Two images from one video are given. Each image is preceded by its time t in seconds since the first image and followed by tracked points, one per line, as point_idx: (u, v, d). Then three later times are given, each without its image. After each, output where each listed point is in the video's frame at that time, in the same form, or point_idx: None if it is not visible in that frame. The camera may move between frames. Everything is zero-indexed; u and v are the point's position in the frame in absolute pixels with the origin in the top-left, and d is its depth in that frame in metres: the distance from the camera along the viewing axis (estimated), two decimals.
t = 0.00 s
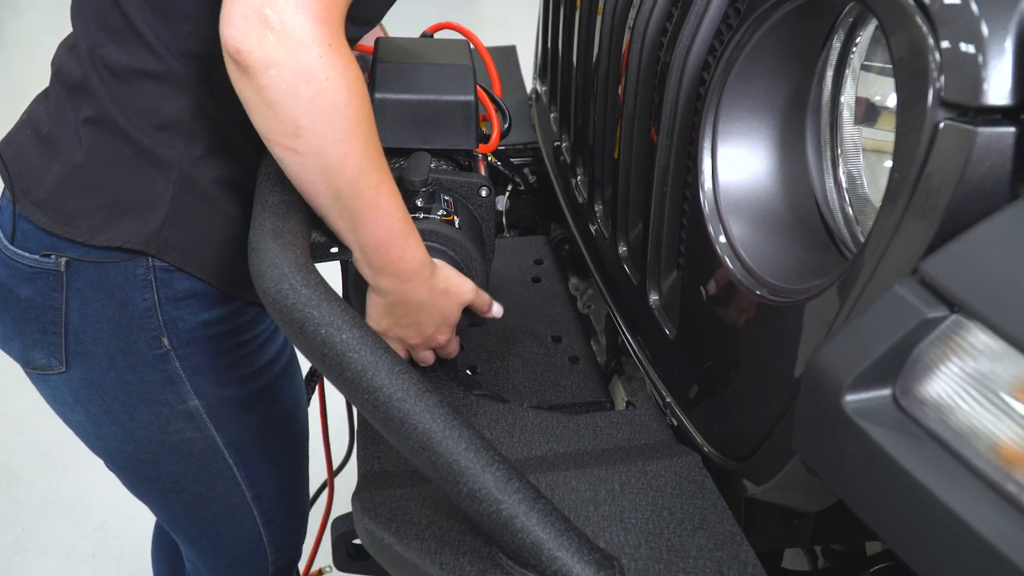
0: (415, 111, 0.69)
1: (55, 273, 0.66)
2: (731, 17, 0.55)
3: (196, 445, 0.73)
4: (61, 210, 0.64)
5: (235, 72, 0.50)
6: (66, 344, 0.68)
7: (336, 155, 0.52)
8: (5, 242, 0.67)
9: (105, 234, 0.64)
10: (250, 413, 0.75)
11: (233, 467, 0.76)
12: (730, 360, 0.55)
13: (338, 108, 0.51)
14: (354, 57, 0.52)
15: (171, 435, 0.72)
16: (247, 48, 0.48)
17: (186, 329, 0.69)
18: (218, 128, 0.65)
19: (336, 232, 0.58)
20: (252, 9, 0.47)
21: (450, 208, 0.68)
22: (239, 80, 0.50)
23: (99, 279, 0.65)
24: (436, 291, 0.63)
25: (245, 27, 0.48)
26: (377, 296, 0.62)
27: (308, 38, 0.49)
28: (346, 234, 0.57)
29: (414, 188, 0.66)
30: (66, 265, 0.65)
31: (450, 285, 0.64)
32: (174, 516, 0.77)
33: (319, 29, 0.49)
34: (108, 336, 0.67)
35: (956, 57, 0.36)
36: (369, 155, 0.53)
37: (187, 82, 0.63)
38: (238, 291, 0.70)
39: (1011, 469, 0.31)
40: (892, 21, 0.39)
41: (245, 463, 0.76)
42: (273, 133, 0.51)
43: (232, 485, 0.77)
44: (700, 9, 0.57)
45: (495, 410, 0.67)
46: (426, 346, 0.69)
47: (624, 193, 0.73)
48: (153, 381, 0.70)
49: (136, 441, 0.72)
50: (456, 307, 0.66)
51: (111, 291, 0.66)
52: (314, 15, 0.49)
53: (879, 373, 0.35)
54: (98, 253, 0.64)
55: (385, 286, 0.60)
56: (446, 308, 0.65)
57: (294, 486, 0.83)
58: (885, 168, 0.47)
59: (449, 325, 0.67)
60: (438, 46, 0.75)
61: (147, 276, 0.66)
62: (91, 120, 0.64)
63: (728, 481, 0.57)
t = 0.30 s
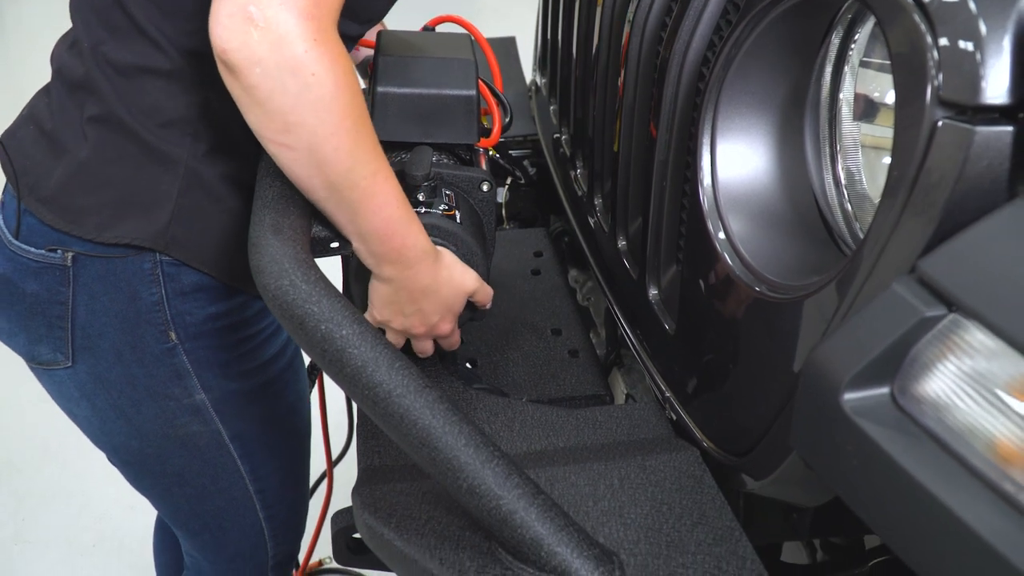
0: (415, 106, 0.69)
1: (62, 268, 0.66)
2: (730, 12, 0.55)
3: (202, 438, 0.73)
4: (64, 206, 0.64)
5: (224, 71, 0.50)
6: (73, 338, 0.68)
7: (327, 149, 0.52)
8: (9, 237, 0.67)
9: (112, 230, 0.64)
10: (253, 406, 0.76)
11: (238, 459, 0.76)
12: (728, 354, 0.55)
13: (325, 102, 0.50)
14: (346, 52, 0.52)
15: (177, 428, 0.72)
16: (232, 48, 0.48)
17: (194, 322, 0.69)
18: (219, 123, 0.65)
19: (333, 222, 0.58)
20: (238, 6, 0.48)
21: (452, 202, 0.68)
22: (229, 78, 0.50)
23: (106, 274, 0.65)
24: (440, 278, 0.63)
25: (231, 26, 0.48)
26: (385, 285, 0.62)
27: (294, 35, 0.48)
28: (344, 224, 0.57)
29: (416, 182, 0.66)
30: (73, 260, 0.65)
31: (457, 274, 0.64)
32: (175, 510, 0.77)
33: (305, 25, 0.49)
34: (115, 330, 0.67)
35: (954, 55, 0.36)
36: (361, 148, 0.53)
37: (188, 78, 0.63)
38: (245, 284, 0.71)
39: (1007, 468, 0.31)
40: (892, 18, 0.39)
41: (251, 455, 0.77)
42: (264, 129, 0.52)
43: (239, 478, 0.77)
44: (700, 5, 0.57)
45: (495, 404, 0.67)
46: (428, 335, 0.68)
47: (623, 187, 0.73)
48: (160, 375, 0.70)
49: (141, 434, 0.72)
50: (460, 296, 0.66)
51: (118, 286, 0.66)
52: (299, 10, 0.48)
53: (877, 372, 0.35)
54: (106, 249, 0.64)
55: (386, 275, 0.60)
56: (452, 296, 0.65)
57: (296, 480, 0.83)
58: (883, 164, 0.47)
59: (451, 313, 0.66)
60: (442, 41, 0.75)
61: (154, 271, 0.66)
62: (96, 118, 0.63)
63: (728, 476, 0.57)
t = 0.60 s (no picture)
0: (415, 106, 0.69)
1: (69, 266, 0.66)
2: (730, 13, 0.55)
3: (208, 435, 0.73)
4: (74, 206, 0.65)
5: (269, 83, 0.50)
6: (79, 335, 0.68)
7: (373, 156, 0.52)
8: (19, 233, 0.68)
9: (119, 231, 0.64)
10: (257, 406, 0.75)
11: (244, 457, 0.76)
12: (728, 352, 0.55)
13: (371, 110, 0.51)
14: (389, 59, 0.52)
15: (182, 426, 0.72)
16: (279, 59, 0.48)
17: (199, 321, 0.69)
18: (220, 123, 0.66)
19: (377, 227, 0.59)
20: (283, 17, 0.48)
21: (500, 216, 0.70)
22: (274, 90, 0.50)
23: (113, 272, 0.66)
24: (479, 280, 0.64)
25: (277, 37, 0.48)
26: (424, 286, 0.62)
27: (339, 43, 0.48)
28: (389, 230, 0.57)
29: (483, 185, 0.69)
30: (80, 258, 0.66)
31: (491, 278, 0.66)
32: (184, 508, 0.77)
33: (349, 33, 0.49)
34: (121, 327, 0.67)
35: (954, 57, 0.36)
36: (408, 154, 0.53)
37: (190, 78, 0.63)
38: (248, 284, 0.70)
39: (1005, 472, 0.32)
40: (892, 21, 0.39)
41: (256, 453, 0.77)
42: (309, 139, 0.52)
43: (244, 476, 0.77)
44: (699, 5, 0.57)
45: (495, 403, 0.67)
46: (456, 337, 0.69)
47: (622, 187, 0.73)
48: (166, 373, 0.70)
49: (146, 431, 0.72)
50: (493, 300, 0.67)
51: (124, 284, 0.66)
52: (344, 19, 0.48)
53: (875, 376, 0.35)
54: (114, 249, 0.65)
55: (429, 276, 0.61)
56: (486, 300, 0.66)
57: (301, 478, 0.83)
58: (881, 165, 0.47)
59: (484, 317, 0.68)
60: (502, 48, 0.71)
61: (161, 270, 0.66)
62: (105, 117, 0.63)
63: (726, 476, 0.57)
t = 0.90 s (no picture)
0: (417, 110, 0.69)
1: (80, 269, 0.66)
2: (729, 17, 0.55)
3: (218, 437, 0.73)
4: (84, 209, 0.65)
5: (318, 108, 0.51)
6: (90, 339, 0.68)
7: (422, 178, 0.53)
8: (28, 236, 0.68)
9: (130, 235, 0.64)
10: (266, 409, 0.75)
11: (252, 458, 0.76)
12: (727, 354, 0.55)
13: (420, 134, 0.52)
14: (435, 81, 0.52)
15: (192, 429, 0.73)
16: (329, 85, 0.49)
17: (209, 325, 0.69)
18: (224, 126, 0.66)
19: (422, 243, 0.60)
20: (333, 44, 0.48)
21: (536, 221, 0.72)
22: (322, 114, 0.51)
23: (124, 277, 0.66)
24: (525, 291, 0.65)
25: (327, 65, 0.49)
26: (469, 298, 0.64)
27: (388, 69, 0.49)
28: (438, 249, 0.58)
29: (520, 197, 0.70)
30: (91, 262, 0.66)
31: (537, 288, 0.67)
32: (190, 509, 0.78)
33: (397, 58, 0.49)
34: (132, 331, 0.67)
35: (953, 63, 0.36)
36: (455, 175, 0.54)
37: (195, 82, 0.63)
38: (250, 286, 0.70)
39: (1000, 479, 0.32)
40: (891, 26, 0.40)
41: (267, 452, 0.76)
42: (359, 162, 0.53)
43: (253, 478, 0.77)
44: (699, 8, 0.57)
45: (495, 406, 0.67)
46: (506, 345, 0.71)
47: (622, 189, 0.73)
48: (177, 376, 0.70)
49: (156, 434, 0.73)
50: (539, 308, 0.68)
51: (136, 288, 0.66)
52: (392, 45, 0.49)
53: (873, 381, 0.35)
54: (125, 254, 0.65)
55: (476, 289, 0.62)
56: (533, 308, 0.67)
57: (308, 479, 0.83)
58: (880, 170, 0.47)
59: (531, 325, 0.69)
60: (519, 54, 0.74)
61: (172, 275, 0.66)
62: (118, 121, 0.63)
63: (725, 479, 0.57)
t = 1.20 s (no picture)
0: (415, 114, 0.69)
1: (78, 276, 0.66)
2: (728, 22, 0.55)
3: (215, 443, 0.73)
4: (81, 215, 0.65)
5: (304, 113, 0.51)
6: (88, 345, 0.69)
7: (409, 178, 0.53)
8: (24, 243, 0.68)
9: (129, 241, 0.64)
10: (263, 413, 0.75)
11: (249, 463, 0.76)
12: (727, 357, 0.55)
13: (405, 136, 0.52)
14: (421, 84, 0.52)
15: (190, 435, 0.73)
16: (312, 90, 0.49)
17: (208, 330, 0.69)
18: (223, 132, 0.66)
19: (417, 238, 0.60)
20: (316, 49, 0.48)
21: (538, 211, 0.71)
22: (308, 118, 0.51)
23: (123, 282, 0.66)
24: (525, 281, 0.66)
25: (310, 70, 0.49)
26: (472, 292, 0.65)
27: (372, 73, 0.49)
28: (432, 244, 0.59)
29: (514, 188, 0.69)
30: (89, 268, 0.66)
31: (539, 277, 0.67)
32: (187, 514, 0.78)
33: (381, 62, 0.49)
34: (131, 337, 0.68)
35: (951, 69, 0.36)
36: (442, 174, 0.54)
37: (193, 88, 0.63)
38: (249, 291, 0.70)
39: (1001, 486, 0.32)
40: (890, 33, 0.40)
41: (261, 458, 0.76)
42: (347, 164, 0.53)
43: (249, 482, 0.77)
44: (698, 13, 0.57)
45: (495, 409, 0.68)
46: (518, 337, 0.72)
47: (622, 193, 0.73)
48: (175, 382, 0.70)
49: (153, 440, 0.73)
50: (544, 297, 0.68)
51: (134, 293, 0.66)
52: (376, 49, 0.49)
53: (872, 390, 0.35)
54: (124, 260, 0.65)
55: (476, 282, 0.63)
56: (537, 296, 0.67)
57: (305, 484, 0.83)
58: (880, 175, 0.47)
59: (539, 314, 0.69)
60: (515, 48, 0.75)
61: (171, 280, 0.66)
62: (116, 127, 0.63)
63: (724, 483, 0.57)
